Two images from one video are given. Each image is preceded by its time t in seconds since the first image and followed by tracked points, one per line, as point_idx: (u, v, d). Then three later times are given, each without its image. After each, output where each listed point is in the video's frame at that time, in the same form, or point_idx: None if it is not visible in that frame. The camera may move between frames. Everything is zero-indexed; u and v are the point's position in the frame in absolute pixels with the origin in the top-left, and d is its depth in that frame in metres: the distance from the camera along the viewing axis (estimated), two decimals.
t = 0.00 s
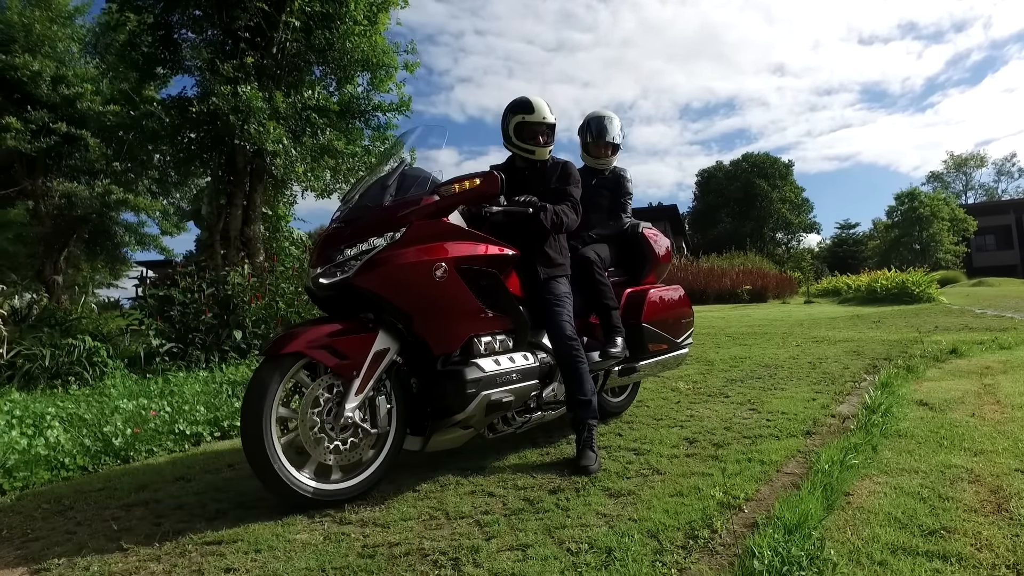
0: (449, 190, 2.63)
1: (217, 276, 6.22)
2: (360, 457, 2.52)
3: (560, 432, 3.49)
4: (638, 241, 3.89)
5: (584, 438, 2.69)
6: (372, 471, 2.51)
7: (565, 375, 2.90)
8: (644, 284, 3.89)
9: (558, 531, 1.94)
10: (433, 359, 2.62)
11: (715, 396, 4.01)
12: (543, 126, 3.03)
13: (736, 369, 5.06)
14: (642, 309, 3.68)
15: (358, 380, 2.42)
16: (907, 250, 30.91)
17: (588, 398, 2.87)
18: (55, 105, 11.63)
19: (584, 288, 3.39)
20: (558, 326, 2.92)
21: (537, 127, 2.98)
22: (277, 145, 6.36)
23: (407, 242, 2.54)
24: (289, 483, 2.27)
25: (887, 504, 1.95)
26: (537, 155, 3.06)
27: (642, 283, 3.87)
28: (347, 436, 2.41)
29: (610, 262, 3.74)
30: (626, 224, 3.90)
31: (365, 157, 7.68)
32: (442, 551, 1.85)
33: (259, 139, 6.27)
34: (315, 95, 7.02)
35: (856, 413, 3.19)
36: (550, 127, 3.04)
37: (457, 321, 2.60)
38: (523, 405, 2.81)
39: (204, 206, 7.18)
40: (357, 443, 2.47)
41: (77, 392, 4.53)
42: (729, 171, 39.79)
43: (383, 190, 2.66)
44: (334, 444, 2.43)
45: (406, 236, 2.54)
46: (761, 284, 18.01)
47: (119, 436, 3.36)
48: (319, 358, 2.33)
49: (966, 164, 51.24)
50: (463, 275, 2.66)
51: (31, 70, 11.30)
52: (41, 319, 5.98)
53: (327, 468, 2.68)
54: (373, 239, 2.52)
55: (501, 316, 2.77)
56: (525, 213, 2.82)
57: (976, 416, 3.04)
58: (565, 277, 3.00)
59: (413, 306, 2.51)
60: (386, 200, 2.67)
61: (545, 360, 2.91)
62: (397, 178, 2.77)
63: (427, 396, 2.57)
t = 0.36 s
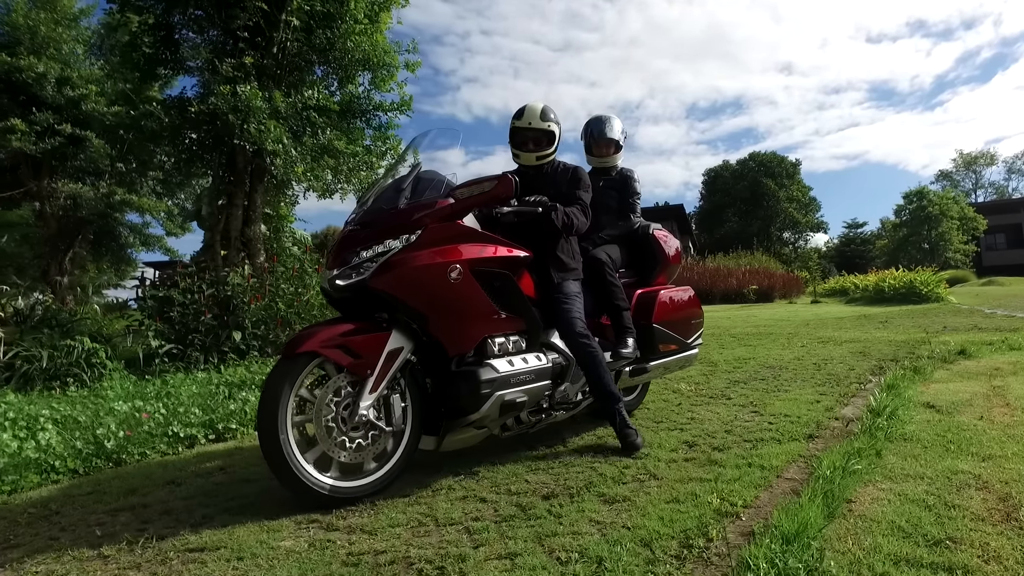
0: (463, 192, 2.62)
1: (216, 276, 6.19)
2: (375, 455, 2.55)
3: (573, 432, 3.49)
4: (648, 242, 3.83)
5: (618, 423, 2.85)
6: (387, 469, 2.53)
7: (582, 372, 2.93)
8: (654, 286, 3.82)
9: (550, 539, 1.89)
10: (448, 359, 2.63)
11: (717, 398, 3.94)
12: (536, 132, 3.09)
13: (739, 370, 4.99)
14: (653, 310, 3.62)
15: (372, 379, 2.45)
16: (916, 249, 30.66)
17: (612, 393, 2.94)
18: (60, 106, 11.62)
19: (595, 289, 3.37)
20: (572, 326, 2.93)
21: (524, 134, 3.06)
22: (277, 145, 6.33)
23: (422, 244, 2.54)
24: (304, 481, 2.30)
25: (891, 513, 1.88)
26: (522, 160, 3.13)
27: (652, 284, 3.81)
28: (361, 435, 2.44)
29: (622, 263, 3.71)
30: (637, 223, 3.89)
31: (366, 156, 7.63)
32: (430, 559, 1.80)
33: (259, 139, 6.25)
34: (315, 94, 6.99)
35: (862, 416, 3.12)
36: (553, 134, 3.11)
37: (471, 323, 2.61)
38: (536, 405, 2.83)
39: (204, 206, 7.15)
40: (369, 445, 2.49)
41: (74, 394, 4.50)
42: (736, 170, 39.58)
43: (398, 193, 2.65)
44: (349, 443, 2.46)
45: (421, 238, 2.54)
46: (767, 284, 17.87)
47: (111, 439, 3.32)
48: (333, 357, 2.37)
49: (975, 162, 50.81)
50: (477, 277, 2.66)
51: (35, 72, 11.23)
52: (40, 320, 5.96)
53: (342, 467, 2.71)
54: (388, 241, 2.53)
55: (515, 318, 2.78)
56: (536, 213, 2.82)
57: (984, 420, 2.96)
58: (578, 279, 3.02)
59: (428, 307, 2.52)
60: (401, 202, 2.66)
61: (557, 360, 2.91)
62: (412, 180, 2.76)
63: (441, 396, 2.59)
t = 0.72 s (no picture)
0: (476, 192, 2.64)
1: (214, 276, 6.16)
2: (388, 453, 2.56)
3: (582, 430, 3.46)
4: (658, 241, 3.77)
5: (624, 427, 2.88)
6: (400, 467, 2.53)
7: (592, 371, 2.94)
8: (663, 284, 3.78)
9: (537, 550, 1.82)
10: (460, 359, 2.64)
11: (718, 401, 3.85)
12: (536, 122, 3.07)
13: (742, 371, 4.92)
14: (662, 309, 3.59)
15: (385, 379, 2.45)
16: (924, 249, 30.43)
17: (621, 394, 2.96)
18: (63, 108, 11.63)
19: (605, 287, 3.34)
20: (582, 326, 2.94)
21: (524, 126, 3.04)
22: (273, 145, 6.30)
23: (436, 243, 2.56)
24: (318, 480, 2.32)
25: (891, 524, 1.80)
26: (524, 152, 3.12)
27: (661, 283, 3.77)
28: (374, 434, 2.45)
29: (631, 262, 3.67)
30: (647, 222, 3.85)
31: (365, 156, 7.57)
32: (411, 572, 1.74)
33: (257, 139, 6.21)
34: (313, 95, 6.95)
35: (866, 420, 3.04)
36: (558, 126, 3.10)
37: (484, 321, 2.62)
38: (546, 404, 2.83)
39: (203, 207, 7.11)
40: (382, 445, 2.51)
41: (66, 396, 4.46)
42: (742, 170, 39.37)
43: (410, 192, 2.67)
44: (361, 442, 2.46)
45: (435, 238, 2.56)
46: (773, 284, 17.72)
47: (99, 443, 3.28)
48: (346, 357, 2.37)
49: (984, 161, 50.41)
50: (490, 276, 2.69)
51: (38, 74, 11.20)
52: (36, 322, 5.92)
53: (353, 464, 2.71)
54: (402, 241, 2.54)
55: (527, 317, 2.79)
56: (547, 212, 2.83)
57: (991, 424, 2.87)
58: (588, 275, 3.03)
59: (442, 306, 2.53)
60: (413, 201, 2.68)
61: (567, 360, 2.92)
62: (424, 179, 2.77)
63: (453, 396, 2.61)
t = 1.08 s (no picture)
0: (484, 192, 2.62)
1: (210, 275, 6.12)
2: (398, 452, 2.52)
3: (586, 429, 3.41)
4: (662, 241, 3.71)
5: (619, 429, 2.80)
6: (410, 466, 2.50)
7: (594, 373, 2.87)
8: (668, 284, 3.72)
9: (519, 560, 1.75)
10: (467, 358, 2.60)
11: (716, 403, 3.77)
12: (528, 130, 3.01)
13: (742, 372, 4.83)
14: (668, 307, 3.53)
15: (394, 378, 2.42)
16: (931, 247, 30.22)
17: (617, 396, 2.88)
18: (64, 108, 11.62)
19: (611, 287, 3.28)
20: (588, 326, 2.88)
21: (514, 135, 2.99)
22: (268, 144, 6.25)
23: (444, 243, 2.52)
24: (329, 479, 2.30)
25: (889, 533, 1.72)
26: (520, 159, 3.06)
27: (667, 282, 3.71)
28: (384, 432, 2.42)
29: (636, 262, 3.61)
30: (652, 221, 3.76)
31: (363, 155, 7.51)
32: None
33: (251, 138, 6.16)
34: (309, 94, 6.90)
35: (866, 422, 2.95)
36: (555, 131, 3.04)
37: (492, 320, 2.58)
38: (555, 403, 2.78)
39: (199, 207, 7.07)
40: (393, 441, 2.48)
41: (56, 397, 4.42)
42: (747, 169, 39.20)
43: (419, 192, 2.64)
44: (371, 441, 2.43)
45: (443, 238, 2.52)
46: (778, 283, 17.60)
47: (83, 445, 3.23)
48: (357, 356, 2.34)
49: (991, 159, 50.05)
50: (498, 275, 2.64)
51: (38, 74, 11.17)
52: (30, 322, 5.89)
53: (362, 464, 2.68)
54: (410, 240, 2.50)
55: (535, 316, 2.74)
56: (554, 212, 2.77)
57: (994, 427, 2.79)
58: (593, 275, 2.96)
59: (449, 305, 2.49)
60: (421, 201, 2.65)
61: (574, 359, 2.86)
62: (432, 180, 2.74)
63: (462, 394, 2.56)
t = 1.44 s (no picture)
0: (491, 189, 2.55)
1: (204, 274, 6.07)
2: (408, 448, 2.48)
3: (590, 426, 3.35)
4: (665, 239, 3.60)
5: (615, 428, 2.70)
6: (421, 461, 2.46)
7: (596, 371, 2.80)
8: (672, 282, 3.66)
9: (499, 567, 1.68)
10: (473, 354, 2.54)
11: (713, 403, 3.69)
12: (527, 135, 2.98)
13: (741, 372, 4.76)
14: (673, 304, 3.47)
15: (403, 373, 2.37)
16: (936, 246, 30.03)
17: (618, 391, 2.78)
18: (63, 109, 11.59)
19: (615, 283, 3.22)
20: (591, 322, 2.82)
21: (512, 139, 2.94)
22: (263, 142, 6.19)
23: (451, 240, 2.47)
24: (341, 474, 2.26)
25: (886, 539, 1.64)
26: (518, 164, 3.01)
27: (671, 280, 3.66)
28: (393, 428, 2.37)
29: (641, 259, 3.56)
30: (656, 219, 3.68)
31: (360, 154, 7.45)
32: None
33: (246, 136, 6.11)
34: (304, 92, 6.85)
35: (866, 423, 2.88)
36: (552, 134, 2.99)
37: (499, 316, 2.53)
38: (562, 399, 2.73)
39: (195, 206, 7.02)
40: (404, 436, 2.44)
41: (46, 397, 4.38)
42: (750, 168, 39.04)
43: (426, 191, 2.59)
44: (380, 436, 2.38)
45: (451, 235, 2.47)
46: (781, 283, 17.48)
47: (67, 447, 3.18)
48: (366, 352, 2.29)
49: (997, 157, 49.74)
50: (505, 272, 2.59)
51: (38, 74, 11.12)
52: (24, 322, 5.85)
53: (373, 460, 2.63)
54: (418, 237, 2.45)
55: (542, 313, 2.70)
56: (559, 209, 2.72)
57: (996, 428, 2.71)
58: (596, 271, 2.90)
59: (457, 302, 2.44)
60: (429, 199, 2.60)
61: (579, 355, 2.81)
62: (440, 177, 2.68)
63: (471, 390, 2.52)
